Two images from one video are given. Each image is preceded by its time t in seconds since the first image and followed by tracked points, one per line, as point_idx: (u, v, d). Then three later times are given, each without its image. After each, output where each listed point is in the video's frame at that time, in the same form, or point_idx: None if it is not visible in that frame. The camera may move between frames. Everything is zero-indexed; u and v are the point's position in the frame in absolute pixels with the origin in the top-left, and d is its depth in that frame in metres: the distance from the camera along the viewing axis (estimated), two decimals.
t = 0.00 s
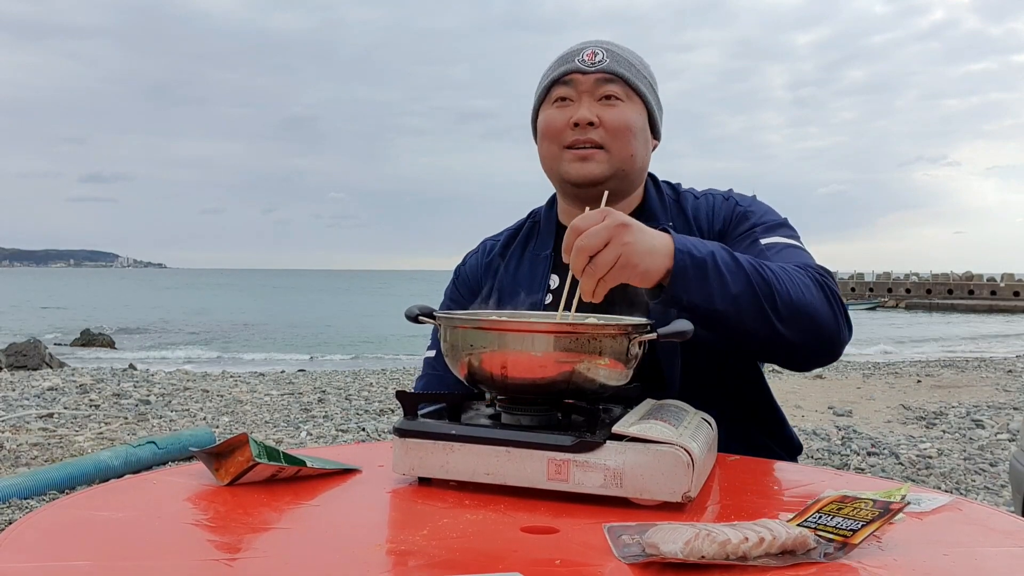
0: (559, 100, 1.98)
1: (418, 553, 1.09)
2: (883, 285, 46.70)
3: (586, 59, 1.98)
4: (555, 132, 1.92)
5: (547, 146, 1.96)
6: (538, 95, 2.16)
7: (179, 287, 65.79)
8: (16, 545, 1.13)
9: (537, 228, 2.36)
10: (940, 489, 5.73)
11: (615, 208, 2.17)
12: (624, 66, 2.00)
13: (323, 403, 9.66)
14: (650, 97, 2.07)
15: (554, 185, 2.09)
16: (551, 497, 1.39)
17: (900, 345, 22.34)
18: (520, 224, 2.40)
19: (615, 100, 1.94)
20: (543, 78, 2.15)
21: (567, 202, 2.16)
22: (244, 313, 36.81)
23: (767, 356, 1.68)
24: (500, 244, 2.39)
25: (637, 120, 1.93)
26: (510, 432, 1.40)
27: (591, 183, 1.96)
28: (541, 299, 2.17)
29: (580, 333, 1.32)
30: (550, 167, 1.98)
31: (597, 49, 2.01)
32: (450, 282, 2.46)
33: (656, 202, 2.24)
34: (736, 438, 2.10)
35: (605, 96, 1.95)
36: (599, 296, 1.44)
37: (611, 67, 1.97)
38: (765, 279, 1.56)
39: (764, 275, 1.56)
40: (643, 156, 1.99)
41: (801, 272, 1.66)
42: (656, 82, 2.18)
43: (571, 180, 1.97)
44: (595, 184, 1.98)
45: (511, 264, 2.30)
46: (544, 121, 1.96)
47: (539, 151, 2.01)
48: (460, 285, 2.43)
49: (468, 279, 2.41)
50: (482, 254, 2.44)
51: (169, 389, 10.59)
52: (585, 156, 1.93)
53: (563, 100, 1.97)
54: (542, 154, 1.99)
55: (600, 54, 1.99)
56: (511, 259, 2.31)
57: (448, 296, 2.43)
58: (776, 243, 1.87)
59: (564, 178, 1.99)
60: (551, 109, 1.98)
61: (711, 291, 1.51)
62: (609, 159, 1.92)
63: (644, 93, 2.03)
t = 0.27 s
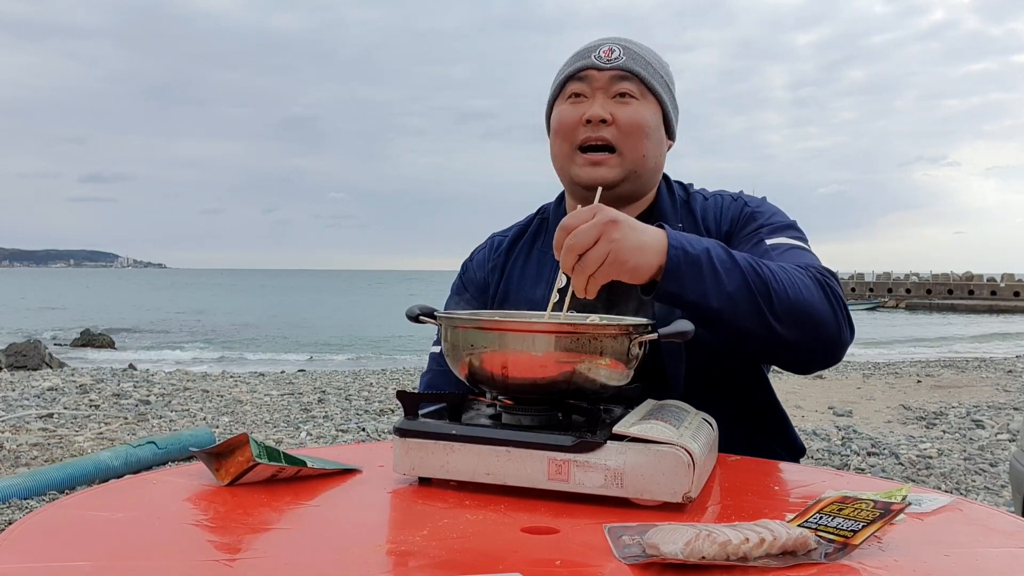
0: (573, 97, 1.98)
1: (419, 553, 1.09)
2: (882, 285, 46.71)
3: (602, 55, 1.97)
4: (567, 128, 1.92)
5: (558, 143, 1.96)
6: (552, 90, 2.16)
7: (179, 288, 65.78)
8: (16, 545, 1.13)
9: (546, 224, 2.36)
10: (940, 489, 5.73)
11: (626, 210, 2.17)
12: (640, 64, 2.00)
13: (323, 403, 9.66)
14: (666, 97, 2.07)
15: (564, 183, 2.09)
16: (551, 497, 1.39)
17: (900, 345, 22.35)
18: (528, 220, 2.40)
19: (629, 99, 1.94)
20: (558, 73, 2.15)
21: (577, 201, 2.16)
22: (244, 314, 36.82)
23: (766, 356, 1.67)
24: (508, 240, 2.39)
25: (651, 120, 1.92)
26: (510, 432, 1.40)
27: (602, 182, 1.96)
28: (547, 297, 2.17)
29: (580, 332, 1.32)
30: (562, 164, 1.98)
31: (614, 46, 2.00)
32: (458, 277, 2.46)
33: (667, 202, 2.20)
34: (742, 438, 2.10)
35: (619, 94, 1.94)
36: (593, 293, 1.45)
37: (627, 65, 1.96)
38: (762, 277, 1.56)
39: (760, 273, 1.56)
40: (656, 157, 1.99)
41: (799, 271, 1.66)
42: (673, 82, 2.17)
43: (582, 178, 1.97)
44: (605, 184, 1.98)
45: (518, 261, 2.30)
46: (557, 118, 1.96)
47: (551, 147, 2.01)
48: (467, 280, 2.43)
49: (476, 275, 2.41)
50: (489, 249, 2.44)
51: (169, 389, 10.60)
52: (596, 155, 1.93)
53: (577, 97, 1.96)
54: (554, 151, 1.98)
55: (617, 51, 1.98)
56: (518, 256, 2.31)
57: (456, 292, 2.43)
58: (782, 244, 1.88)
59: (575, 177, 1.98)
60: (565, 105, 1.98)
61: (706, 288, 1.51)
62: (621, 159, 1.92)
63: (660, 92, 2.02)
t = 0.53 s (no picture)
0: (567, 102, 1.98)
1: (419, 553, 1.09)
2: (882, 286, 46.70)
3: (594, 57, 1.96)
4: (561, 135, 1.92)
5: (553, 150, 1.96)
6: (546, 92, 2.15)
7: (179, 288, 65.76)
8: (17, 545, 1.13)
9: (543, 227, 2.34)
10: (940, 489, 5.73)
11: (624, 214, 2.16)
12: (634, 65, 1.99)
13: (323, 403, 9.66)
14: (660, 98, 2.06)
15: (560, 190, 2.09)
16: (551, 497, 1.39)
17: (900, 345, 22.36)
18: (523, 224, 2.40)
19: (624, 102, 1.93)
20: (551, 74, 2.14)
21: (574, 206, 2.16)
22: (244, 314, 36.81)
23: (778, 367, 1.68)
24: (503, 245, 2.38)
25: (646, 123, 1.92)
26: (510, 433, 1.40)
27: (598, 188, 1.96)
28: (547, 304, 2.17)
29: (581, 332, 1.32)
30: (557, 171, 1.98)
31: (607, 47, 2.00)
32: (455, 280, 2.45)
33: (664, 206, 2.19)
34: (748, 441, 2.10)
35: (613, 98, 1.94)
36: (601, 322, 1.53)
37: (620, 67, 1.96)
38: (768, 288, 1.57)
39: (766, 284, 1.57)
40: (652, 160, 1.99)
41: (805, 277, 1.65)
42: (668, 81, 2.17)
43: (577, 184, 1.97)
44: (601, 191, 1.98)
45: (516, 267, 2.29)
46: (551, 124, 1.96)
47: (545, 153, 2.01)
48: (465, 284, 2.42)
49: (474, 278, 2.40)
50: (484, 253, 2.44)
51: (169, 389, 10.60)
52: (592, 161, 1.93)
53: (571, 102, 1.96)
54: (549, 157, 1.99)
55: (610, 53, 1.98)
56: (516, 261, 2.30)
57: (453, 296, 2.43)
58: (785, 245, 1.88)
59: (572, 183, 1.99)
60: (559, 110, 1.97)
61: (710, 305, 1.53)
62: (617, 165, 1.92)
63: (654, 94, 2.02)
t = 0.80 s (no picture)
0: (550, 105, 1.97)
1: (419, 553, 1.09)
2: (882, 286, 46.69)
3: (576, 60, 1.96)
4: (546, 139, 1.92)
5: (538, 155, 1.96)
6: (528, 96, 2.15)
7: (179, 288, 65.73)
8: (17, 544, 1.14)
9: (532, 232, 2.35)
10: (940, 489, 5.73)
11: (611, 213, 2.17)
12: (616, 66, 1.99)
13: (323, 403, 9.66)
14: (644, 97, 2.06)
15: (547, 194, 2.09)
16: (551, 497, 1.39)
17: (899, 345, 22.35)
18: (514, 229, 2.39)
19: (608, 103, 1.93)
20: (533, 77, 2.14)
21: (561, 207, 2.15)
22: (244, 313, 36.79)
23: (773, 363, 1.67)
24: (494, 250, 2.38)
25: (630, 124, 1.92)
26: (510, 433, 1.40)
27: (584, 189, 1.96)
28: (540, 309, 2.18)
29: (581, 332, 1.32)
30: (543, 174, 1.98)
31: (589, 48, 2.00)
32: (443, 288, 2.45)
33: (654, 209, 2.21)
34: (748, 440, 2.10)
35: (596, 99, 1.94)
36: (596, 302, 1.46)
37: (602, 68, 1.96)
38: (767, 282, 1.56)
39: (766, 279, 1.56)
40: (637, 161, 1.99)
41: (805, 275, 1.65)
42: (652, 78, 2.16)
43: (563, 187, 1.96)
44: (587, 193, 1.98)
45: (506, 272, 2.29)
46: (535, 127, 1.95)
47: (530, 158, 2.00)
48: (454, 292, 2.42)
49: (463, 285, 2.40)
50: (474, 258, 2.43)
51: (169, 389, 10.59)
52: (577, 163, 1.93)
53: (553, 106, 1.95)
54: (534, 160, 1.98)
55: (592, 54, 1.98)
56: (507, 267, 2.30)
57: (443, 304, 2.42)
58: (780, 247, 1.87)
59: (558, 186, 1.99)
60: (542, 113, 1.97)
61: (711, 293, 1.50)
62: (602, 167, 1.92)
63: (638, 93, 2.01)
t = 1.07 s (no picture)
0: (540, 107, 1.97)
1: (420, 553, 1.09)
2: (882, 286, 46.68)
3: (565, 62, 1.96)
4: (536, 142, 1.91)
5: (529, 158, 1.96)
6: (518, 98, 2.15)
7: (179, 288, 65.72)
8: (17, 545, 1.14)
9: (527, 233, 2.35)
10: (940, 489, 5.73)
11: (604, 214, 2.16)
12: (605, 67, 1.99)
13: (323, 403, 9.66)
14: (634, 97, 2.05)
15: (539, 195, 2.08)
16: (551, 498, 1.39)
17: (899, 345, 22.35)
18: (508, 231, 2.39)
19: (597, 105, 1.93)
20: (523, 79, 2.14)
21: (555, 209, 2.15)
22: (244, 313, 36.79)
23: (773, 357, 1.67)
24: (489, 252, 2.38)
25: (620, 125, 1.92)
26: (510, 433, 1.40)
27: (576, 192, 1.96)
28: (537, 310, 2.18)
29: (581, 332, 1.32)
30: (535, 176, 1.98)
31: (577, 50, 1.99)
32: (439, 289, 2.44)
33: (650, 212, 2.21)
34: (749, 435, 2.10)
35: (586, 101, 1.93)
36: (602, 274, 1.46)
37: (591, 69, 1.95)
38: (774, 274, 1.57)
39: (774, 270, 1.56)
40: (628, 162, 1.98)
41: (810, 273, 1.66)
42: (641, 78, 2.16)
43: (555, 188, 1.96)
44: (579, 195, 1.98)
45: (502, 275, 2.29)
46: (525, 130, 1.95)
47: (522, 161, 2.00)
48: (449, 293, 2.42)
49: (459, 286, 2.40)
50: (468, 260, 2.43)
51: (169, 389, 10.59)
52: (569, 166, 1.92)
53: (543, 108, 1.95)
54: (526, 163, 1.98)
55: (581, 55, 1.97)
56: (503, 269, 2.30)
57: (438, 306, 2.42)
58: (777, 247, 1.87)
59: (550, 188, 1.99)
60: (532, 116, 1.97)
61: (719, 276, 1.50)
62: (593, 168, 1.92)
63: (628, 94, 2.01)
